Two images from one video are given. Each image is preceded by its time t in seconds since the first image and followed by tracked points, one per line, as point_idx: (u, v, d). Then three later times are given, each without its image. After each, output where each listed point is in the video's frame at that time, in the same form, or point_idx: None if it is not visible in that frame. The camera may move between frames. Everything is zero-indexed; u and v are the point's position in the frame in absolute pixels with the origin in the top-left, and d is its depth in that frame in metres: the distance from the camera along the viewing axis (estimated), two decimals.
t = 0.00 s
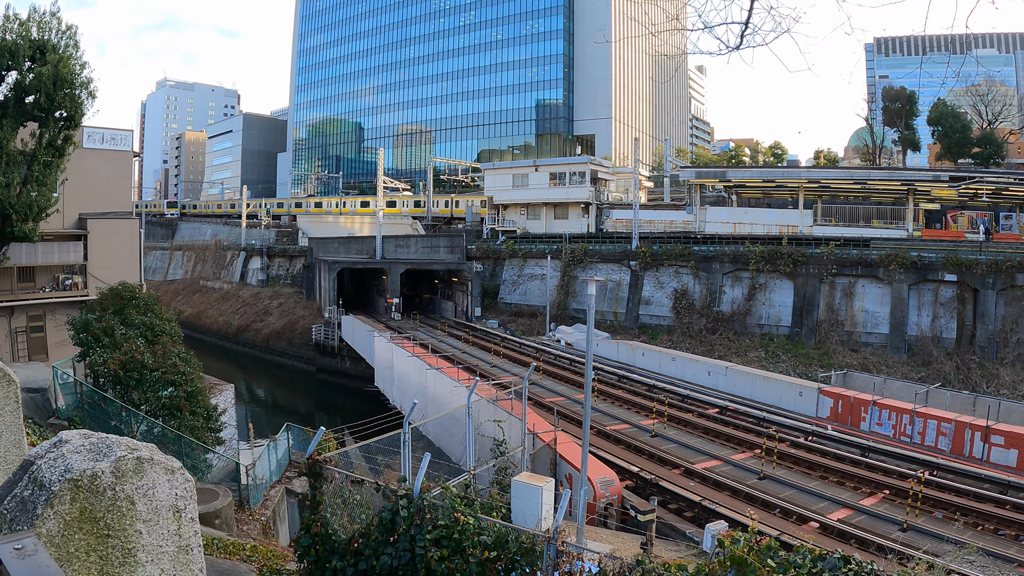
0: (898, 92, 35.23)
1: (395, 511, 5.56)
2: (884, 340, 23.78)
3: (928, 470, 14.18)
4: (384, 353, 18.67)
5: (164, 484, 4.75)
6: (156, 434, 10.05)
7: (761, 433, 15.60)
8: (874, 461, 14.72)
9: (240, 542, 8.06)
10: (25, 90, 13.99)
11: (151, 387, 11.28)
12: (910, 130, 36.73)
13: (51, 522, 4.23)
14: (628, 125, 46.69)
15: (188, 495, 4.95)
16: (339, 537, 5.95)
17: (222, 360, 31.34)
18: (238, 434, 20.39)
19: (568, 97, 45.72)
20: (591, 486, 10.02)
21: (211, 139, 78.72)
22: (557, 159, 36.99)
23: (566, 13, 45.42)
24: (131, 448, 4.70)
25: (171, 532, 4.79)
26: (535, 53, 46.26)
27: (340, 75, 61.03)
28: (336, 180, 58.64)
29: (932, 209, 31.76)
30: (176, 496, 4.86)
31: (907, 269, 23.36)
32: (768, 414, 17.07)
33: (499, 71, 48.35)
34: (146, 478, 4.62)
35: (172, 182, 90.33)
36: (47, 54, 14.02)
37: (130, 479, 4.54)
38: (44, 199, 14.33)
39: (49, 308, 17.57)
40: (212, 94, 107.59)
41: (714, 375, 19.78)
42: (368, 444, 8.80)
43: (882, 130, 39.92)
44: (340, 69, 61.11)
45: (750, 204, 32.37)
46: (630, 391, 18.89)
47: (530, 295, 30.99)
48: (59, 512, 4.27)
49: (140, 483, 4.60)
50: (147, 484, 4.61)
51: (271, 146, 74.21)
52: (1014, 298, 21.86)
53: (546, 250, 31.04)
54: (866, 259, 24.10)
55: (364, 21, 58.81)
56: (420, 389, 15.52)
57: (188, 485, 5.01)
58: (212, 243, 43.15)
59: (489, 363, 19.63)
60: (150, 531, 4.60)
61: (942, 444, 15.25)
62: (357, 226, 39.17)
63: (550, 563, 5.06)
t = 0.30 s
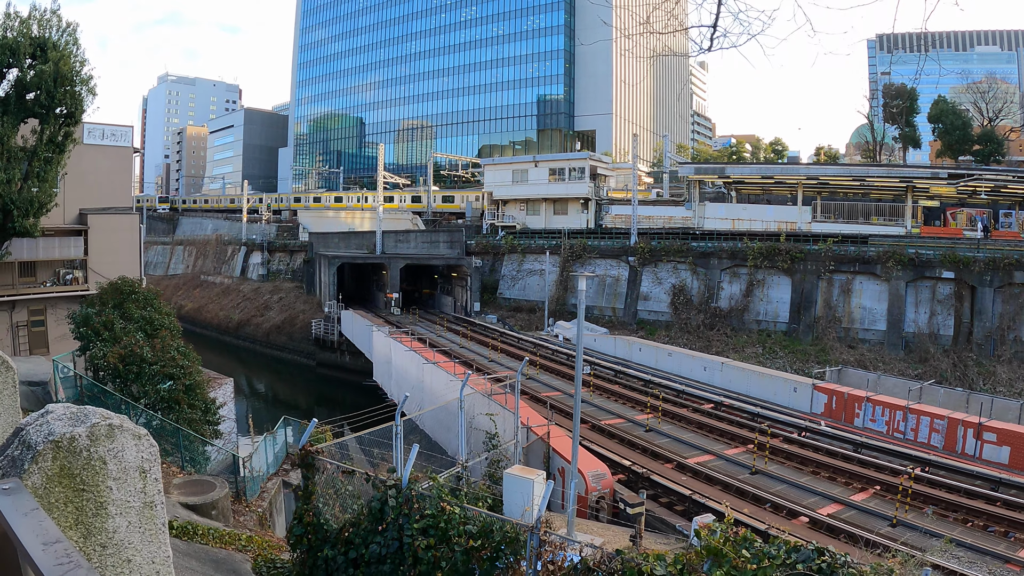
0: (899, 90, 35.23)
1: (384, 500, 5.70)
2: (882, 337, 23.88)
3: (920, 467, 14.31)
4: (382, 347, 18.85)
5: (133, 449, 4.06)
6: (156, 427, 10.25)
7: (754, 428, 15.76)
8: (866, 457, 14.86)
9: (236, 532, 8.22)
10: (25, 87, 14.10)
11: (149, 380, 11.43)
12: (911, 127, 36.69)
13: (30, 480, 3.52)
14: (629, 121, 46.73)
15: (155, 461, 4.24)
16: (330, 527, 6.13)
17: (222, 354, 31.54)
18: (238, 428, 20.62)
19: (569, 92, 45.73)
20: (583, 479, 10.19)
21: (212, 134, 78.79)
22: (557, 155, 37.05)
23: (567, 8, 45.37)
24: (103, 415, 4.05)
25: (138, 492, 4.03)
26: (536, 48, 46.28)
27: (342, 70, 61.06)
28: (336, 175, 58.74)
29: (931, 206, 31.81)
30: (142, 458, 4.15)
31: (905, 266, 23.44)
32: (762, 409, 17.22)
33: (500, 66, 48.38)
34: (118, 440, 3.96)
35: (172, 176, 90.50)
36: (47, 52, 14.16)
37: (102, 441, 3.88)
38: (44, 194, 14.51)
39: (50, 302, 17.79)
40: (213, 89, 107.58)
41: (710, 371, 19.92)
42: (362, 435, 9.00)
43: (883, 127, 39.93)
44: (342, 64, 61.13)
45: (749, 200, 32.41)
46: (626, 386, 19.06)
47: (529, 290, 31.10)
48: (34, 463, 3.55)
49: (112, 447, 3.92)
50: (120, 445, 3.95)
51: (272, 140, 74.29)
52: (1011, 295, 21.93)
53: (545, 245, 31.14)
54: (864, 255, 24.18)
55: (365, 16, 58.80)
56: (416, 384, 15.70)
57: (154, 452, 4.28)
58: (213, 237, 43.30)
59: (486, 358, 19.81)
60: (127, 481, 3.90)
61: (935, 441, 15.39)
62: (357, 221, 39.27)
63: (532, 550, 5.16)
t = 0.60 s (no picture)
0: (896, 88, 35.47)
1: (370, 492, 5.86)
2: (877, 334, 23.99)
3: (910, 463, 14.43)
4: (378, 343, 18.98)
5: (90, 418, 3.87)
6: (151, 421, 10.38)
7: (745, 425, 15.89)
8: (857, 453, 14.98)
9: (228, 525, 8.34)
10: (22, 85, 14.20)
11: (145, 375, 11.54)
12: (908, 125, 37.20)
13: None
14: (627, 118, 46.76)
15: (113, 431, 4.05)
16: (318, 518, 6.26)
17: (221, 350, 31.68)
18: (235, 424, 20.79)
19: (568, 89, 45.70)
20: (573, 474, 10.31)
21: (211, 131, 78.89)
22: (554, 152, 37.13)
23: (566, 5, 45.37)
24: (65, 389, 3.91)
25: (94, 459, 3.82)
26: (535, 45, 46.31)
27: (341, 66, 61.10)
28: (335, 171, 58.80)
29: (928, 203, 31.83)
30: (100, 429, 3.94)
31: (901, 263, 23.52)
32: (754, 406, 17.36)
33: (498, 63, 48.41)
34: (78, 411, 3.79)
35: (172, 173, 90.62)
36: (44, 50, 14.28)
37: (61, 412, 3.71)
38: (41, 191, 14.64)
39: (47, 298, 17.92)
40: (212, 85, 107.59)
41: (704, 367, 20.06)
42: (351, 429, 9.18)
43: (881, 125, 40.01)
44: (341, 60, 61.15)
45: (746, 198, 32.48)
46: (620, 382, 19.20)
47: (526, 287, 31.18)
48: None
49: (72, 417, 3.76)
50: (81, 416, 3.78)
51: (271, 137, 74.36)
52: (1007, 293, 21.99)
53: (542, 242, 31.26)
54: (859, 253, 24.24)
55: (364, 13, 58.74)
56: (411, 380, 15.85)
57: (108, 422, 4.03)
58: (211, 234, 43.44)
59: (482, 353, 19.94)
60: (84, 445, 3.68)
61: (926, 437, 15.51)
62: (356, 218, 39.38)
63: (512, 543, 5.33)
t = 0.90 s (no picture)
0: (894, 83, 35.56)
1: (354, 485, 6.04)
2: (872, 330, 24.10)
3: (901, 460, 14.55)
4: (373, 338, 19.08)
5: (44, 407, 4.20)
6: (144, 416, 10.52)
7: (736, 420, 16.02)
8: (848, 450, 15.10)
9: (219, 518, 8.48)
10: (17, 82, 14.30)
11: (139, 370, 11.74)
12: (906, 122, 36.92)
13: None
14: (625, 113, 46.73)
15: (61, 416, 4.39)
16: (304, 512, 6.42)
17: (219, 345, 31.83)
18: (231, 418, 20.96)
19: (565, 84, 45.50)
20: (562, 469, 10.43)
21: (210, 125, 78.87)
22: (551, 147, 37.15)
23: None
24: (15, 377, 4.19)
25: (46, 444, 4.19)
26: (533, 40, 46.22)
27: (339, 61, 61.04)
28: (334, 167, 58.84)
29: (925, 200, 31.86)
30: (51, 416, 4.28)
31: (896, 260, 23.58)
32: (746, 401, 17.49)
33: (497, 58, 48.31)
34: (31, 400, 4.11)
35: (170, 168, 90.72)
36: (39, 47, 14.35)
37: (17, 402, 4.02)
38: (36, 187, 14.75)
39: (43, 294, 18.02)
40: (210, 81, 107.59)
41: (697, 363, 20.17)
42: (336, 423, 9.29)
43: (879, 121, 39.97)
44: (339, 55, 61.08)
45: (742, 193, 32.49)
46: (613, 377, 19.32)
47: (522, 282, 31.24)
48: None
49: (25, 406, 4.07)
50: (34, 404, 4.10)
51: (270, 132, 74.35)
52: (1002, 290, 22.10)
53: (538, 237, 31.36)
54: (854, 249, 24.26)
55: (362, 7, 58.59)
56: (404, 375, 15.98)
57: (59, 406, 4.41)
58: (209, 229, 43.53)
59: (477, 348, 20.05)
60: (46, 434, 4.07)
61: (917, 434, 15.62)
62: (353, 213, 39.45)
63: (492, 536, 5.40)
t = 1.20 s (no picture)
0: (890, 79, 35.78)
1: (340, 477, 6.29)
2: (867, 326, 24.22)
3: (891, 455, 14.68)
4: (368, 334, 19.24)
5: (13, 387, 5.02)
6: (139, 411, 10.66)
7: (727, 416, 16.17)
8: (838, 445, 15.23)
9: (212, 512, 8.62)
10: (13, 81, 14.44)
11: (133, 365, 11.85)
12: (903, 118, 36.27)
13: None
14: (623, 109, 46.83)
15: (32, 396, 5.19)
16: (292, 504, 6.63)
17: (216, 342, 31.96)
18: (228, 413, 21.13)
19: (563, 80, 45.77)
20: (551, 463, 10.62)
21: (208, 122, 78.90)
22: (547, 143, 37.24)
23: None
24: None
25: (18, 420, 5.01)
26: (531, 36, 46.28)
27: (337, 58, 61.02)
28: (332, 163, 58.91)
29: (921, 196, 31.97)
30: (22, 395, 5.08)
31: (890, 256, 23.67)
32: (738, 397, 17.64)
33: (495, 54, 48.34)
34: None
35: (168, 164, 90.75)
36: (34, 46, 14.46)
37: None
38: (32, 185, 14.85)
39: (40, 291, 18.17)
40: (207, 77, 107.58)
41: (690, 358, 20.34)
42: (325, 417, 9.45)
43: (875, 117, 40.02)
44: (337, 51, 61.05)
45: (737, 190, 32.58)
46: (607, 373, 19.47)
47: (518, 278, 31.32)
48: None
49: None
50: None
51: (268, 129, 74.44)
52: (996, 286, 22.26)
53: (534, 234, 31.47)
54: (849, 245, 24.36)
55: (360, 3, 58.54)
56: (398, 369, 16.14)
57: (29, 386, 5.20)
58: (207, 226, 43.64)
59: (472, 344, 20.24)
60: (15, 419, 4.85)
61: (908, 430, 15.76)
62: (350, 209, 39.55)
63: (472, 525, 5.53)
